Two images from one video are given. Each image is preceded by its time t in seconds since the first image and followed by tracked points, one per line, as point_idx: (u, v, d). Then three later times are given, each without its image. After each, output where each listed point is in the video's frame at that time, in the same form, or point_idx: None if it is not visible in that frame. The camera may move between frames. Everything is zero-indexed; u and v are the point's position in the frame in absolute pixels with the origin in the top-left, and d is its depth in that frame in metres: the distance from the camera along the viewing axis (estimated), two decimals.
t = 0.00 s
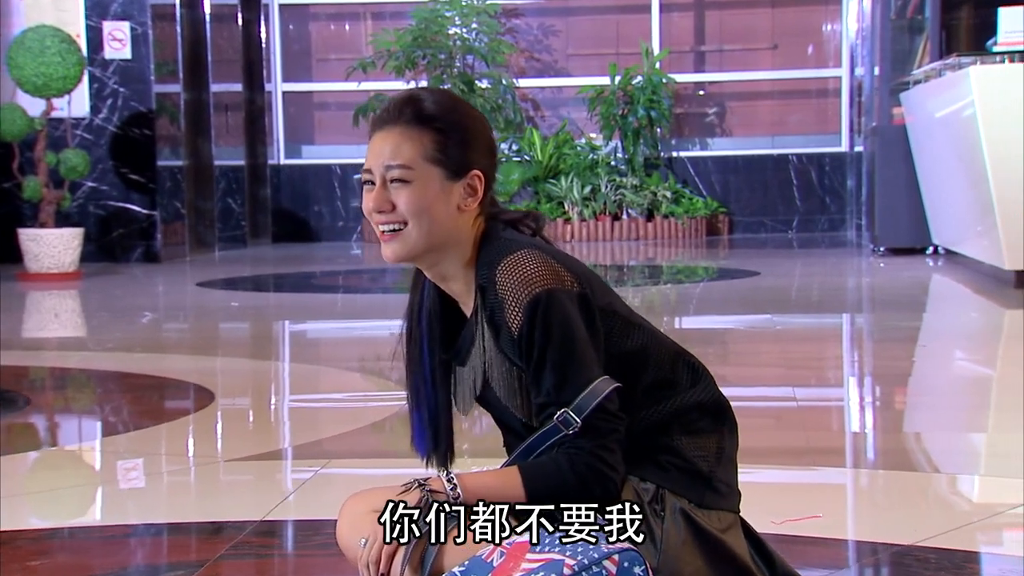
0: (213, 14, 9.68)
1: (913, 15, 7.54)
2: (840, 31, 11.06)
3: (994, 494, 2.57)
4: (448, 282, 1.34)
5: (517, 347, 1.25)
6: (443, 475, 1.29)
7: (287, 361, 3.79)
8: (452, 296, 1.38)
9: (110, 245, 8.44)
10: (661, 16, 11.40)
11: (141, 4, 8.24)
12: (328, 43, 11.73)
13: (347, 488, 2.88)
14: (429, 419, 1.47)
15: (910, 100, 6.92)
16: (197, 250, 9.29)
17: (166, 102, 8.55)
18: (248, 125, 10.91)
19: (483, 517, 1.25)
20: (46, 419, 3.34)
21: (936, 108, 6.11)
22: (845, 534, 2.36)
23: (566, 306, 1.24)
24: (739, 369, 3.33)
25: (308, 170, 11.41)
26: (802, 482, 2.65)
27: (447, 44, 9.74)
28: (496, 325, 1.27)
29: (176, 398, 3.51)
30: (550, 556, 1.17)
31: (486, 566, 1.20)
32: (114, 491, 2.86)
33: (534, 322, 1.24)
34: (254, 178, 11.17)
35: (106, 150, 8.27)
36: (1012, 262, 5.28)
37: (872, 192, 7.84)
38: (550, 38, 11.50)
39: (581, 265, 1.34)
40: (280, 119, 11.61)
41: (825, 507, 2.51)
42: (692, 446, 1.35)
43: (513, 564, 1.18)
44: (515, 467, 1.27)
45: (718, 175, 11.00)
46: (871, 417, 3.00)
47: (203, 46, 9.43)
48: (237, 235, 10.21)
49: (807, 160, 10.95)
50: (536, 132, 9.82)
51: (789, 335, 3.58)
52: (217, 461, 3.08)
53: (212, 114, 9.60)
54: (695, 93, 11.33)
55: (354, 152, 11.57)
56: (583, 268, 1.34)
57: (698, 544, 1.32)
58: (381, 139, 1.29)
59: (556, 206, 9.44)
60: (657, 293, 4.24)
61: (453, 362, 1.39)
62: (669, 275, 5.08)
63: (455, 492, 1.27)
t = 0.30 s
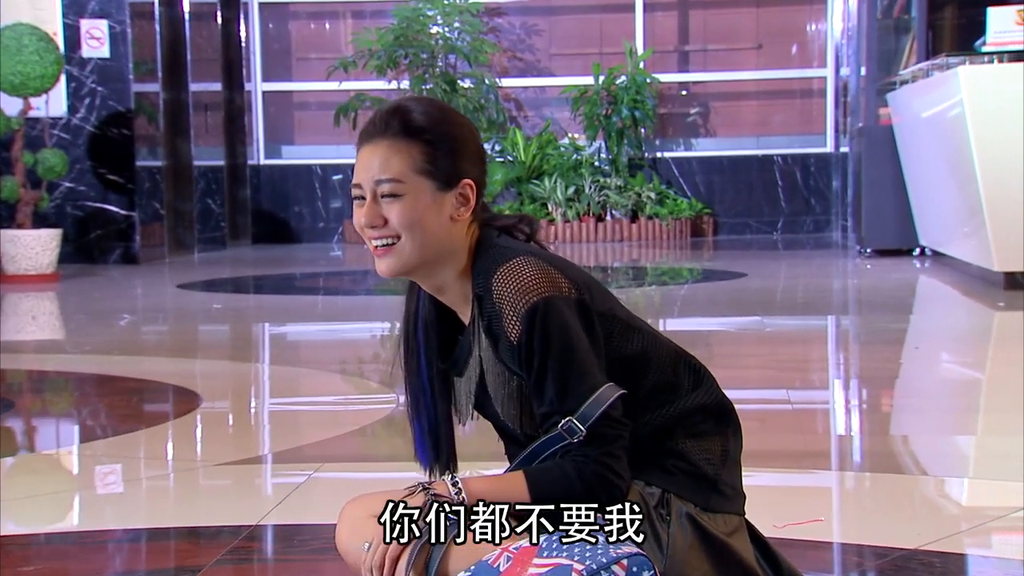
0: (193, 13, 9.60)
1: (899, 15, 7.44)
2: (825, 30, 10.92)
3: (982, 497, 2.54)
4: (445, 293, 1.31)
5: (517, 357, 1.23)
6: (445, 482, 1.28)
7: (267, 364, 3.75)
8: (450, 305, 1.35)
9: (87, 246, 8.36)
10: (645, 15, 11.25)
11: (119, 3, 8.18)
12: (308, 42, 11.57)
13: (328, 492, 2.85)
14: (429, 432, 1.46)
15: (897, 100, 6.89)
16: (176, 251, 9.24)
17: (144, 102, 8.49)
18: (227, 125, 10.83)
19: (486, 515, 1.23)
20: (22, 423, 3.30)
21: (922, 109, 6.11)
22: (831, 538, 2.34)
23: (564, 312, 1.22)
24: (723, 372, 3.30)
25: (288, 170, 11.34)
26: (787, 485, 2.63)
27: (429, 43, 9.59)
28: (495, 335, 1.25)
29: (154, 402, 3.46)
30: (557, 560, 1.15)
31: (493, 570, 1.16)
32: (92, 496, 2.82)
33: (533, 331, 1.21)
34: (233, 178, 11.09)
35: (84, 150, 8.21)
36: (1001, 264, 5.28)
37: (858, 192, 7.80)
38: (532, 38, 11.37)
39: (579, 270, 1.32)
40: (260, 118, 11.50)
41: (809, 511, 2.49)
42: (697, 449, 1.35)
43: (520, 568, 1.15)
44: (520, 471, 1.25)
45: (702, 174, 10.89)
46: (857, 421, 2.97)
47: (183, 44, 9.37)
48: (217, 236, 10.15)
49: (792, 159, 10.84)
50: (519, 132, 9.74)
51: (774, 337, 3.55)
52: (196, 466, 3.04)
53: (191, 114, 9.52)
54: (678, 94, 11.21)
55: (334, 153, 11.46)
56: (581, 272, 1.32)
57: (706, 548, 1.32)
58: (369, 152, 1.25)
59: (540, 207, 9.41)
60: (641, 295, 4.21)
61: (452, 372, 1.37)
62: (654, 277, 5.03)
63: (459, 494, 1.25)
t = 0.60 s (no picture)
0: (171, 12, 9.53)
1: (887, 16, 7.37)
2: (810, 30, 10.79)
3: (971, 500, 2.52)
4: (443, 298, 1.31)
5: (517, 366, 1.21)
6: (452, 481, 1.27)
7: (247, 367, 3.71)
8: (446, 307, 1.34)
9: (65, 247, 8.31)
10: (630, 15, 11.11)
11: (98, 1, 8.10)
12: (288, 41, 11.47)
13: (309, 496, 2.82)
14: (419, 434, 1.45)
15: (884, 101, 6.87)
16: (155, 252, 9.17)
17: (123, 102, 8.42)
18: (207, 125, 10.73)
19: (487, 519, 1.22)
20: None
21: (909, 109, 6.10)
22: (817, 540, 2.32)
23: (564, 320, 1.20)
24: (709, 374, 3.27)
25: (269, 171, 11.27)
26: (774, 489, 2.60)
27: (411, 43, 9.47)
28: (494, 343, 1.23)
29: (134, 405, 3.42)
30: (565, 566, 1.13)
31: None
32: (70, 502, 2.78)
33: (531, 340, 1.19)
34: (213, 179, 11.00)
35: (62, 150, 8.15)
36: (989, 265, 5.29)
37: (843, 194, 7.77)
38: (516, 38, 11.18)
39: (575, 274, 1.30)
40: (240, 118, 11.42)
41: (796, 514, 2.46)
42: (701, 451, 1.34)
43: None
44: (525, 476, 1.25)
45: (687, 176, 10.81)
46: (844, 424, 2.94)
47: (161, 44, 9.31)
48: (197, 238, 10.08)
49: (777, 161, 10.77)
50: (502, 132, 9.65)
51: (759, 340, 3.53)
52: (175, 471, 3.00)
53: (170, 114, 9.45)
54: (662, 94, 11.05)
55: (314, 154, 11.34)
56: (580, 277, 1.30)
57: (710, 549, 1.31)
58: (364, 163, 1.24)
59: (523, 208, 9.37)
60: (626, 298, 4.17)
61: (449, 378, 1.36)
62: (637, 279, 4.98)
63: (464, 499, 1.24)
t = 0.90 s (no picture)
0: (156, 12, 9.46)
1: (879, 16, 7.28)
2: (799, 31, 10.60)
3: (968, 505, 2.50)
4: (460, 298, 1.34)
5: (534, 367, 1.25)
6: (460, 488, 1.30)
7: (233, 371, 3.68)
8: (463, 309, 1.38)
9: (49, 249, 8.25)
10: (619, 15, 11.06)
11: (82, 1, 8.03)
12: (274, 41, 11.42)
13: (295, 502, 2.78)
14: (436, 434, 1.49)
15: (876, 102, 6.84)
16: (141, 255, 9.11)
17: (107, 103, 8.36)
18: (191, 126, 10.64)
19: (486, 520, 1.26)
20: None
21: (901, 110, 6.10)
22: (808, 544, 2.30)
23: (581, 321, 1.23)
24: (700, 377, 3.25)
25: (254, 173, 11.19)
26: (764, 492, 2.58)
27: (397, 43, 9.38)
28: (510, 344, 1.26)
29: (119, 409, 3.39)
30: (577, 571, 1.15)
31: None
32: (54, 507, 2.75)
33: (550, 341, 1.22)
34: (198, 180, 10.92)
35: (45, 151, 8.08)
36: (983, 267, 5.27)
37: (835, 195, 7.73)
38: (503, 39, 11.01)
39: (593, 275, 1.32)
40: (225, 119, 11.33)
41: (786, 519, 2.44)
42: (715, 457, 1.34)
43: None
44: (536, 480, 1.28)
45: (676, 178, 10.58)
46: (835, 427, 2.92)
47: (146, 43, 9.27)
48: (181, 240, 10.00)
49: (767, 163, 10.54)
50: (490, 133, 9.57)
51: (749, 343, 3.51)
52: (160, 475, 2.96)
53: (155, 115, 9.39)
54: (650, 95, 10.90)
55: (300, 155, 11.25)
56: (599, 279, 1.32)
57: (724, 559, 1.30)
58: (382, 163, 1.28)
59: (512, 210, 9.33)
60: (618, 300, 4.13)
61: (463, 379, 1.39)
62: (629, 281, 4.94)
63: (476, 505, 1.27)
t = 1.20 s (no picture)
0: (141, 12, 9.43)
1: (869, 18, 7.28)
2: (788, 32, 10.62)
3: (962, 508, 2.48)
4: (477, 288, 1.35)
5: (554, 365, 1.25)
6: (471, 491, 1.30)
7: (219, 373, 3.66)
8: (477, 303, 1.39)
9: (34, 252, 8.18)
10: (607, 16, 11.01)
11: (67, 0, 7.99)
12: (259, 42, 11.40)
13: (282, 507, 2.76)
14: (450, 426, 1.49)
15: (867, 104, 6.82)
16: (126, 257, 9.05)
17: (93, 104, 8.32)
18: (177, 127, 10.56)
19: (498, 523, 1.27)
20: None
21: (891, 111, 6.10)
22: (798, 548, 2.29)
23: (607, 319, 1.24)
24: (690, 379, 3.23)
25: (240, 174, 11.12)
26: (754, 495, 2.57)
27: (385, 44, 9.33)
28: (531, 341, 1.27)
29: (104, 412, 3.36)
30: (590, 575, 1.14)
31: None
32: (39, 512, 2.72)
33: (574, 339, 1.23)
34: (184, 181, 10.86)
35: (30, 152, 8.04)
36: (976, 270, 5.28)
37: (825, 198, 7.72)
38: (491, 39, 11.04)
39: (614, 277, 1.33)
40: (211, 120, 11.28)
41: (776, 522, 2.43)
42: (728, 460, 1.34)
43: None
44: (550, 482, 1.29)
45: (666, 180, 10.63)
46: (824, 430, 2.91)
47: (132, 43, 9.23)
48: (168, 241, 9.94)
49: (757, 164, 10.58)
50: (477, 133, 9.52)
51: (739, 345, 3.49)
52: (145, 480, 2.94)
53: (141, 116, 9.36)
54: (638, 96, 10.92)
55: (286, 156, 11.19)
56: (618, 280, 1.32)
57: (734, 558, 1.31)
58: (416, 142, 1.28)
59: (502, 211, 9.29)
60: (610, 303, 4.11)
61: (478, 375, 1.39)
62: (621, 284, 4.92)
63: (488, 509, 1.27)
